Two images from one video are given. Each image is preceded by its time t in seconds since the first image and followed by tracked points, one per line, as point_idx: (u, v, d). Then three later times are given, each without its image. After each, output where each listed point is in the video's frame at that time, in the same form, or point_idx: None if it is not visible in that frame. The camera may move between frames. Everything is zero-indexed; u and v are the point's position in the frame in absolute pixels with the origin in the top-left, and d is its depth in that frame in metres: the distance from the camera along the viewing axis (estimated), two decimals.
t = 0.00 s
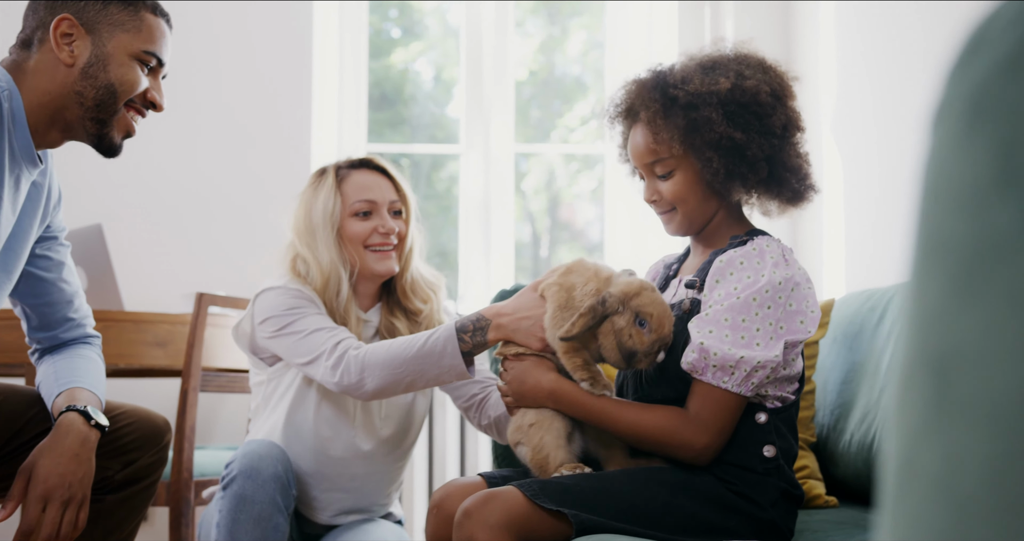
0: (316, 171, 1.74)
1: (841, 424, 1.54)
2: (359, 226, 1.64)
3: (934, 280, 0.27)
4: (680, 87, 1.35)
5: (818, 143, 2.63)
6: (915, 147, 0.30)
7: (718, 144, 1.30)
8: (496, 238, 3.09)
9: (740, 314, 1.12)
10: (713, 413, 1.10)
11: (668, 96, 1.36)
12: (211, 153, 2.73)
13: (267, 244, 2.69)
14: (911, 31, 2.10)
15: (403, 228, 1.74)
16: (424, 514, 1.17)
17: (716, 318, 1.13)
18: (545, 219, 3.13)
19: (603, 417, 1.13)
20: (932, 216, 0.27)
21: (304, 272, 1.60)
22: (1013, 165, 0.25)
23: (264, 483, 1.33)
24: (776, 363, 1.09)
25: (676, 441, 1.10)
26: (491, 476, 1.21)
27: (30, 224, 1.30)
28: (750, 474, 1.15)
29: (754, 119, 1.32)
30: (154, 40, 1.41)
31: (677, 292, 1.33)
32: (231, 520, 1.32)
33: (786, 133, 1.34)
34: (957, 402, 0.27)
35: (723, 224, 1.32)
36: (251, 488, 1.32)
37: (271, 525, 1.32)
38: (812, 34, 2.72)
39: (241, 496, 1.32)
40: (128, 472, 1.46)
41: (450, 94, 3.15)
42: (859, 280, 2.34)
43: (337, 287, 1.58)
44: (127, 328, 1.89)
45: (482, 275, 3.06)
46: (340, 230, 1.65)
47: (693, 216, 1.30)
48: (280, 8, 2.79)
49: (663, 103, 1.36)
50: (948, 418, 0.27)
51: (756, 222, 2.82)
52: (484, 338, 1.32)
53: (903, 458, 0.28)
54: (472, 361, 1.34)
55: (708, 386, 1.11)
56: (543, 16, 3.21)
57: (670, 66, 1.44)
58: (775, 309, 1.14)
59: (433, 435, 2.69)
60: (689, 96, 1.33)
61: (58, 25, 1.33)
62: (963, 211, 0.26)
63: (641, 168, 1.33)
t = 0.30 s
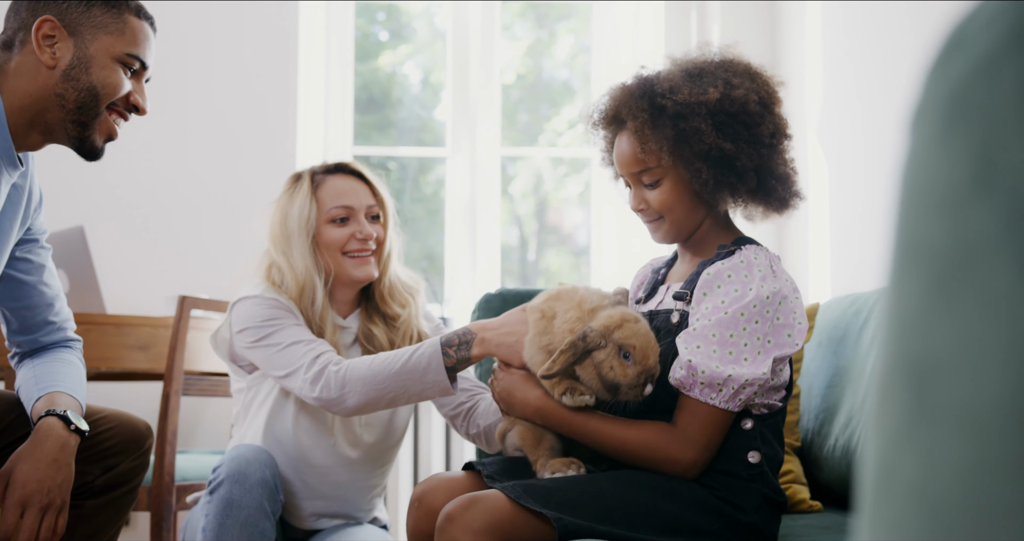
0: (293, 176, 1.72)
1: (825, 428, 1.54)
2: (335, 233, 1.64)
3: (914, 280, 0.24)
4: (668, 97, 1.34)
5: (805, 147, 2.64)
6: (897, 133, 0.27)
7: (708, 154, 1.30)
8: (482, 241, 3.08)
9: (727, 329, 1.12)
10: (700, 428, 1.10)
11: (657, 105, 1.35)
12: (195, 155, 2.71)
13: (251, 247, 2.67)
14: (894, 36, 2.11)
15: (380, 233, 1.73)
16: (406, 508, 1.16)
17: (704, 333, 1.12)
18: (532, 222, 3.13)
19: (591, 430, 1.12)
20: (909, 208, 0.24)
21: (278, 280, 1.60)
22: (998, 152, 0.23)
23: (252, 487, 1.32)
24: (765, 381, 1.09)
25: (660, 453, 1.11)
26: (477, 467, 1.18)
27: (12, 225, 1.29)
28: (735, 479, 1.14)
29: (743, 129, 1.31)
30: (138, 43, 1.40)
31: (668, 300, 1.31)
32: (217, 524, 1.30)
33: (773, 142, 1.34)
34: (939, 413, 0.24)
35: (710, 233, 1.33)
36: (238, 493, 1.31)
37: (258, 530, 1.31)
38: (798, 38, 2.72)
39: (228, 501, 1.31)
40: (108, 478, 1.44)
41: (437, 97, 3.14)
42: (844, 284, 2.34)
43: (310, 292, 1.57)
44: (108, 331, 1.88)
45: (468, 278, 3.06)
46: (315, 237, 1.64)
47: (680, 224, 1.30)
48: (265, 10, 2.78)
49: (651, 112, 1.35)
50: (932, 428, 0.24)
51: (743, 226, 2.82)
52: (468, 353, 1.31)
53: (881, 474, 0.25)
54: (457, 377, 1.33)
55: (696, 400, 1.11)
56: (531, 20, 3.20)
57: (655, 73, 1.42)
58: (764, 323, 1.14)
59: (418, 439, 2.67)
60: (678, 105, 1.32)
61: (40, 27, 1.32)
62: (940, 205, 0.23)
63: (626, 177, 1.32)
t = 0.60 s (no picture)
0: (276, 178, 1.70)
1: (815, 427, 1.54)
2: (318, 236, 1.62)
3: (911, 280, 0.24)
4: (656, 101, 1.33)
5: (793, 145, 2.64)
6: (893, 132, 0.27)
7: (697, 160, 1.29)
8: (471, 240, 3.08)
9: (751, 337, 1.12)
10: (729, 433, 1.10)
11: (646, 109, 1.34)
12: (183, 155, 2.70)
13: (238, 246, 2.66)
14: (883, 36, 2.11)
15: (366, 234, 1.71)
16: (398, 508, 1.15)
17: (731, 344, 1.11)
18: (521, 221, 3.12)
19: (625, 476, 1.12)
20: (904, 207, 0.24)
21: (261, 284, 1.60)
22: (998, 149, 0.23)
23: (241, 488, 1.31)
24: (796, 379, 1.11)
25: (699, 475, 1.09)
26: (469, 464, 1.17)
27: None
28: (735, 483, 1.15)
29: (732, 133, 1.31)
30: (128, 44, 1.38)
31: (666, 303, 1.30)
32: (205, 525, 1.29)
33: (762, 143, 1.33)
34: (935, 412, 0.24)
35: (698, 238, 1.33)
36: (227, 493, 1.30)
37: (246, 531, 1.30)
38: (787, 38, 2.72)
39: (216, 501, 1.30)
40: (96, 478, 1.43)
41: (426, 95, 3.13)
42: (832, 282, 2.34)
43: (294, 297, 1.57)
44: (95, 330, 1.86)
45: (456, 277, 3.06)
46: (297, 241, 1.62)
47: (668, 228, 1.30)
48: (253, 8, 2.76)
49: (640, 118, 1.34)
50: (924, 423, 0.24)
51: (732, 224, 2.82)
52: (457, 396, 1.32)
53: (877, 473, 0.25)
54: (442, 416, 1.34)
55: (732, 411, 1.10)
56: (520, 19, 3.18)
57: (642, 74, 1.41)
58: (779, 324, 1.15)
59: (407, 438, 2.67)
60: (667, 110, 1.31)
61: (29, 26, 1.31)
62: (939, 205, 0.23)
63: (613, 182, 1.32)
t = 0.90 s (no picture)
0: (266, 180, 1.68)
1: (807, 425, 1.54)
2: (311, 239, 1.61)
3: (929, 273, 0.22)
4: (647, 101, 1.31)
5: (783, 145, 2.65)
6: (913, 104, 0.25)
7: (692, 160, 1.29)
8: (460, 240, 3.07)
9: (757, 333, 1.13)
10: (744, 432, 1.11)
11: (636, 110, 1.32)
12: (172, 155, 2.68)
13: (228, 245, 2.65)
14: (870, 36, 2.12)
15: (358, 235, 1.71)
16: (393, 507, 1.14)
17: (739, 340, 1.12)
18: (509, 220, 3.12)
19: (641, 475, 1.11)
20: (921, 188, 0.22)
21: (253, 288, 1.58)
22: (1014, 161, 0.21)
23: (236, 489, 1.30)
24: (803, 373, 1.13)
25: (715, 473, 1.09)
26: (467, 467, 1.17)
27: None
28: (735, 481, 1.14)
29: (725, 132, 1.31)
30: (123, 47, 1.37)
31: (662, 301, 1.30)
32: (199, 526, 1.28)
33: (753, 141, 1.33)
34: (955, 422, 0.23)
35: (690, 237, 1.33)
36: (221, 494, 1.29)
37: (240, 532, 1.30)
38: (775, 38, 2.73)
39: (210, 502, 1.29)
40: (87, 481, 1.42)
41: (413, 95, 3.12)
42: (821, 281, 2.35)
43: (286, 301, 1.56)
44: (83, 331, 1.85)
45: (446, 277, 3.05)
46: (290, 243, 1.62)
47: (661, 228, 1.30)
48: (241, 8, 2.75)
49: (632, 119, 1.32)
50: (940, 432, 0.23)
51: (721, 223, 2.83)
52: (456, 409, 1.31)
53: (891, 472, 0.24)
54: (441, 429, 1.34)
55: (739, 407, 1.11)
56: (507, 19, 3.18)
57: (627, 74, 1.39)
58: (783, 319, 1.16)
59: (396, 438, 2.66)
60: (660, 111, 1.29)
61: (23, 28, 1.30)
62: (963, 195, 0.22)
63: (604, 184, 1.31)
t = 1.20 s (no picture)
0: (254, 182, 1.67)
1: (798, 425, 1.54)
2: (303, 240, 1.60)
3: (956, 250, 0.20)
4: (635, 106, 1.30)
5: (771, 146, 2.65)
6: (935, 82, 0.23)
7: (682, 163, 1.29)
8: (449, 240, 3.07)
9: (745, 337, 1.13)
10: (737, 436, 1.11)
11: (625, 114, 1.31)
12: (162, 155, 2.67)
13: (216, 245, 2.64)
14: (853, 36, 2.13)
15: (349, 234, 1.70)
16: (384, 508, 1.14)
17: (726, 345, 1.12)
18: (496, 220, 3.11)
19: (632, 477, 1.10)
20: (941, 147, 0.20)
21: (240, 292, 1.57)
22: None
23: (228, 492, 1.29)
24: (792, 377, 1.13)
25: (710, 474, 1.09)
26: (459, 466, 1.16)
27: None
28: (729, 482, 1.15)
29: (714, 134, 1.31)
30: (118, 54, 1.37)
31: (653, 304, 1.29)
32: (190, 529, 1.28)
33: (742, 142, 1.34)
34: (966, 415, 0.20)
35: (681, 239, 1.33)
36: (213, 497, 1.28)
37: (233, 535, 1.29)
38: (765, 40, 2.73)
39: (203, 506, 1.28)
40: (76, 483, 1.42)
41: (400, 96, 3.11)
42: (810, 281, 2.35)
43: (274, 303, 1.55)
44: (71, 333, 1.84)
45: (435, 277, 3.05)
46: (279, 246, 1.61)
47: (652, 232, 1.30)
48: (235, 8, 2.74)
49: (620, 123, 1.31)
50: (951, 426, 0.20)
51: (709, 223, 2.83)
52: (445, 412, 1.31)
53: (902, 477, 0.21)
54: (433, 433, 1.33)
55: (727, 413, 1.10)
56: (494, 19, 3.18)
57: (614, 78, 1.38)
58: (772, 322, 1.16)
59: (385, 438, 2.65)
60: (649, 115, 1.29)
61: (18, 33, 1.30)
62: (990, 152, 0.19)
63: (593, 188, 1.30)
